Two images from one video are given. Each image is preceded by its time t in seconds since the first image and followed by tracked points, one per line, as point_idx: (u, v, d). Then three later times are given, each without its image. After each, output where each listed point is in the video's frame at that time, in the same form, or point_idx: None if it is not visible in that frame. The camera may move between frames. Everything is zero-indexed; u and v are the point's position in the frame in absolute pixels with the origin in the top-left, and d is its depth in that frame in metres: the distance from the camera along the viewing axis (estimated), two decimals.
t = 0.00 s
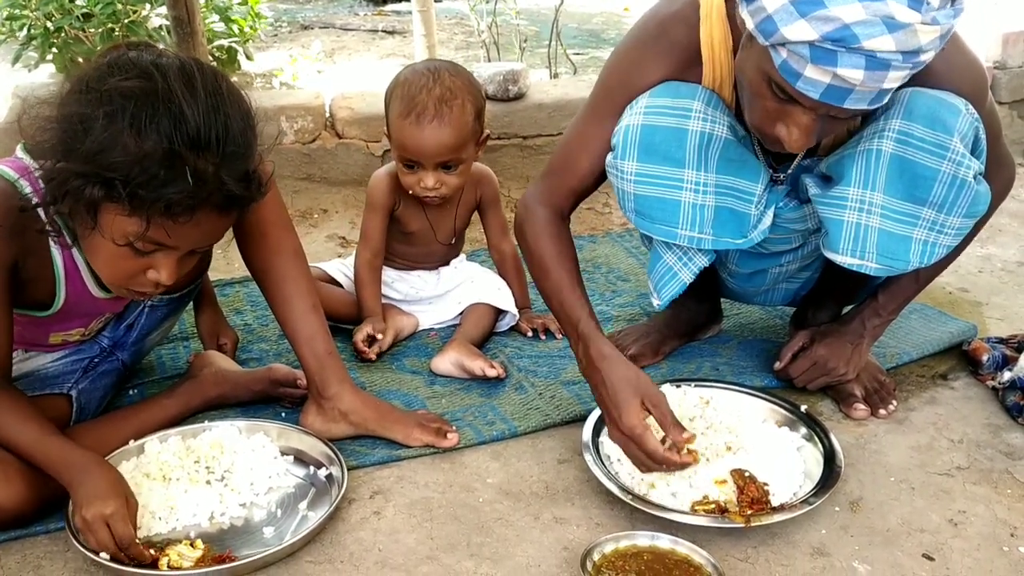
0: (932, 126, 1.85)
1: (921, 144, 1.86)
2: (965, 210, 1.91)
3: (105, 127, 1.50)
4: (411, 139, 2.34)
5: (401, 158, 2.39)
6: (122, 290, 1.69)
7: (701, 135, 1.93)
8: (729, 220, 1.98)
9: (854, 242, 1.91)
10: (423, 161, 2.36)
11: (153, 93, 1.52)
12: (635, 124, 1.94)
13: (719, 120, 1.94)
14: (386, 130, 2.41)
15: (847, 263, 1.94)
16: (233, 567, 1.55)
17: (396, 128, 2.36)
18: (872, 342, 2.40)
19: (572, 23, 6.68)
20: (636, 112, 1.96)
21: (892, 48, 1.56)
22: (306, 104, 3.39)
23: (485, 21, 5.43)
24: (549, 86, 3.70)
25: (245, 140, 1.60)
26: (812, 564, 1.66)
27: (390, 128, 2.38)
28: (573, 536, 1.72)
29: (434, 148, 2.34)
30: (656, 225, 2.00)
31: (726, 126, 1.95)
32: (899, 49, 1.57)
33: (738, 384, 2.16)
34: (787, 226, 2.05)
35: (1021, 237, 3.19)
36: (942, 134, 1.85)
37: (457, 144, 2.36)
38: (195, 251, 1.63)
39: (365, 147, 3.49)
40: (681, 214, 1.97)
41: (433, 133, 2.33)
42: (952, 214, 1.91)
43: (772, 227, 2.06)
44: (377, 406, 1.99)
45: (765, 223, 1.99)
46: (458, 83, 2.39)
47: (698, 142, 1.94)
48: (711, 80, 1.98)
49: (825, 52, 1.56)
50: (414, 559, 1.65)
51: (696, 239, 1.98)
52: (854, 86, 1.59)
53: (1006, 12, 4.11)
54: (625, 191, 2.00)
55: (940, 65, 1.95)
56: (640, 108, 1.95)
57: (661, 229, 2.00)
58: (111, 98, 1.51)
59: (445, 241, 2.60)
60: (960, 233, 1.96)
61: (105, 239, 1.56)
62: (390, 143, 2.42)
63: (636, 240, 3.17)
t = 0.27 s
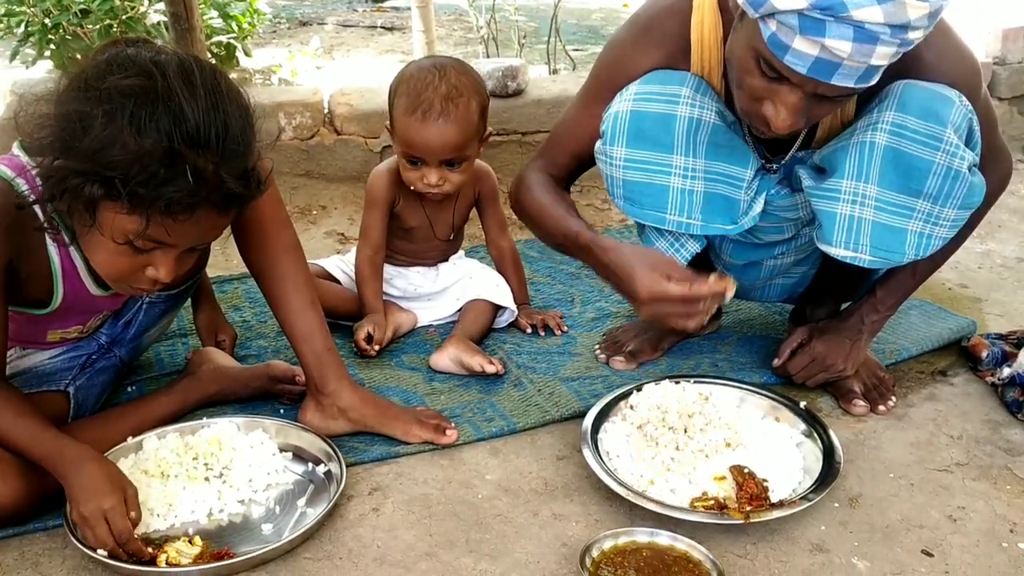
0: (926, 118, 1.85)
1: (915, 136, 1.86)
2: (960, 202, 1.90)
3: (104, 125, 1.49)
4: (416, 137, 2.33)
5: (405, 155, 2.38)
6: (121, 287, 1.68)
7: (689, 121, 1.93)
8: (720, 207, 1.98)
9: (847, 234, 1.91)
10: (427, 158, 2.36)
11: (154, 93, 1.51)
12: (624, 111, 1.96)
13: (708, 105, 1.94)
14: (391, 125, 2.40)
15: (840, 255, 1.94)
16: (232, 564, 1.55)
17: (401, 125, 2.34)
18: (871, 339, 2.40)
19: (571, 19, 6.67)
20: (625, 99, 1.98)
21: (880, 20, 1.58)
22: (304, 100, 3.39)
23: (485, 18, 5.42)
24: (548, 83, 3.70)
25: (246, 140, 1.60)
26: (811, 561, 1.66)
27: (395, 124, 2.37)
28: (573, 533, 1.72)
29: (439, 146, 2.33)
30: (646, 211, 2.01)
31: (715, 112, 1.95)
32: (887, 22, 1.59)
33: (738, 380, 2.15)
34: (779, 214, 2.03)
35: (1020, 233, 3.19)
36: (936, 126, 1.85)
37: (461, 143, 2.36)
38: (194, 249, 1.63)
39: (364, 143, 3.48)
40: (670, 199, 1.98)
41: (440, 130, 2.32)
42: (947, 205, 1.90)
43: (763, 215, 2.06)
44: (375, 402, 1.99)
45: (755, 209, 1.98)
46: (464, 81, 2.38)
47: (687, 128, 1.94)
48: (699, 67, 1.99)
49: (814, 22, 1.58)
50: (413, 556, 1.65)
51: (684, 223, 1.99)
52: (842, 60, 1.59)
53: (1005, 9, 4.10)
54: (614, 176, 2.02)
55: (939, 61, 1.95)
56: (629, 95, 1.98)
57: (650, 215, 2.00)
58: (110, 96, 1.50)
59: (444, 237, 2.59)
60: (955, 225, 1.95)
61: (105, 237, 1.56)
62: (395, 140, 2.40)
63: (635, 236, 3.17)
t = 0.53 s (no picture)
0: (918, 114, 1.86)
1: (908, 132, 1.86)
2: (955, 196, 1.90)
3: (104, 122, 1.49)
4: (425, 134, 2.32)
5: (413, 152, 2.37)
6: (119, 285, 1.68)
7: (682, 112, 1.94)
8: (714, 197, 1.99)
9: (841, 230, 1.90)
10: (434, 157, 2.35)
11: (154, 90, 1.51)
12: (618, 103, 1.98)
13: (700, 96, 1.95)
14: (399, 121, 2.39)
15: (834, 251, 1.93)
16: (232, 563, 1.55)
17: (409, 121, 2.33)
18: (871, 337, 2.40)
19: (571, 18, 6.66)
20: (619, 91, 2.00)
21: (868, 3, 1.60)
22: (303, 99, 3.39)
23: (484, 16, 5.41)
24: (547, 81, 3.70)
25: (246, 138, 1.60)
26: (811, 559, 1.66)
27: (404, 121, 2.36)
28: (572, 532, 1.72)
29: (447, 145, 2.32)
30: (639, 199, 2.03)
31: (708, 103, 1.96)
32: (875, 5, 1.60)
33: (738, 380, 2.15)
34: (773, 208, 2.04)
35: (1020, 232, 3.19)
36: (929, 121, 1.85)
37: (469, 144, 2.35)
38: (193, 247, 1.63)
39: (363, 142, 3.48)
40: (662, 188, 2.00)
41: (448, 129, 2.31)
42: (942, 201, 1.89)
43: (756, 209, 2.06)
44: (375, 401, 1.99)
45: (749, 201, 1.99)
46: (475, 81, 2.37)
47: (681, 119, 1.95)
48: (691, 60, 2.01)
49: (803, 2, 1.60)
50: (413, 554, 1.65)
51: (682, 212, 2.00)
52: (830, 41, 1.61)
53: (1005, 8, 4.10)
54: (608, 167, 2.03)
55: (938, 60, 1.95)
56: (623, 88, 2.00)
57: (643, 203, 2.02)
58: (109, 93, 1.50)
59: (444, 236, 2.59)
60: (950, 221, 1.94)
61: (104, 235, 1.56)
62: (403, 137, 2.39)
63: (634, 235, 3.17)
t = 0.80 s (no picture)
0: (918, 112, 1.86)
1: (907, 130, 1.86)
2: (955, 194, 1.90)
3: (109, 122, 1.49)
4: (428, 134, 2.32)
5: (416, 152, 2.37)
6: (124, 285, 1.68)
7: (683, 109, 1.95)
8: (712, 195, 2.00)
9: (841, 228, 1.91)
10: (437, 157, 2.35)
11: (158, 88, 1.51)
12: (618, 100, 1.99)
13: (700, 94, 1.96)
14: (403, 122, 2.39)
15: (835, 249, 1.95)
16: (234, 563, 1.55)
17: (413, 122, 2.34)
18: (871, 338, 2.40)
19: (571, 19, 6.66)
20: (619, 89, 2.00)
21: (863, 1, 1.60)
22: (304, 100, 3.39)
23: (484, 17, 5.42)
24: (548, 82, 3.71)
25: (249, 134, 1.60)
26: (811, 559, 1.66)
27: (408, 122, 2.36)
28: (573, 532, 1.73)
29: (450, 145, 2.32)
30: (638, 199, 2.03)
31: (707, 101, 1.97)
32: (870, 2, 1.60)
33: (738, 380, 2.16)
34: (771, 206, 2.04)
35: (1019, 233, 3.19)
36: (929, 119, 1.85)
37: (472, 145, 2.35)
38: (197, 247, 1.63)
39: (364, 143, 3.49)
40: (662, 188, 2.00)
41: (451, 130, 2.31)
42: (942, 198, 1.90)
43: (756, 207, 2.06)
44: (376, 402, 1.99)
45: (747, 199, 2.00)
46: (479, 84, 2.38)
47: (681, 116, 1.96)
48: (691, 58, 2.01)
49: (799, 6, 1.60)
50: (414, 555, 1.66)
51: (676, 211, 2.01)
52: (830, 41, 1.61)
53: (1004, 9, 4.10)
54: (607, 165, 2.04)
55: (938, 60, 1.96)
56: (623, 85, 2.00)
57: (642, 203, 2.03)
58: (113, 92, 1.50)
59: (443, 236, 2.59)
60: (950, 219, 1.95)
61: (111, 235, 1.56)
62: (406, 138, 2.40)
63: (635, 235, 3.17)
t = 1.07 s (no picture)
0: (919, 109, 1.86)
1: (908, 127, 1.86)
2: (955, 192, 1.91)
3: (104, 124, 1.49)
4: (423, 149, 2.32)
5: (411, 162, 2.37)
6: (122, 288, 1.68)
7: (683, 106, 1.96)
8: (713, 192, 1.99)
9: (841, 224, 1.91)
10: (431, 171, 2.35)
11: (151, 91, 1.51)
12: (619, 96, 2.00)
13: (700, 91, 1.97)
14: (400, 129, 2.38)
15: (835, 245, 1.95)
16: (235, 563, 1.55)
17: (409, 133, 2.33)
18: (872, 339, 2.41)
19: (572, 19, 6.67)
20: (620, 85, 2.02)
21: (861, 5, 1.60)
22: (305, 100, 3.39)
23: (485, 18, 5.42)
24: (548, 83, 3.71)
25: (244, 136, 1.60)
26: (812, 560, 1.66)
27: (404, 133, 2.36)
28: (574, 532, 1.73)
29: (443, 162, 2.33)
30: (639, 195, 2.02)
31: (708, 97, 1.98)
32: (868, 5, 1.60)
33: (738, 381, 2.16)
34: (772, 203, 2.03)
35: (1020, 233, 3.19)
36: (929, 116, 1.86)
37: (466, 161, 2.36)
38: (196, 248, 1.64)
39: (365, 144, 3.49)
40: (663, 184, 2.00)
41: (444, 147, 2.31)
42: (942, 196, 1.90)
43: (757, 205, 2.06)
44: (377, 402, 1.99)
45: (748, 195, 2.00)
46: (477, 98, 2.36)
47: (681, 112, 1.96)
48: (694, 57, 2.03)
49: (797, 14, 1.60)
50: (415, 555, 1.66)
51: (677, 206, 2.00)
52: (830, 46, 1.61)
53: (1004, 10, 4.11)
54: (608, 161, 2.03)
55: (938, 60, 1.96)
56: (625, 82, 2.01)
57: (643, 199, 2.02)
58: (106, 96, 1.51)
59: (439, 237, 2.60)
60: (950, 216, 1.95)
61: (105, 240, 1.57)
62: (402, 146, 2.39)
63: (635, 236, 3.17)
